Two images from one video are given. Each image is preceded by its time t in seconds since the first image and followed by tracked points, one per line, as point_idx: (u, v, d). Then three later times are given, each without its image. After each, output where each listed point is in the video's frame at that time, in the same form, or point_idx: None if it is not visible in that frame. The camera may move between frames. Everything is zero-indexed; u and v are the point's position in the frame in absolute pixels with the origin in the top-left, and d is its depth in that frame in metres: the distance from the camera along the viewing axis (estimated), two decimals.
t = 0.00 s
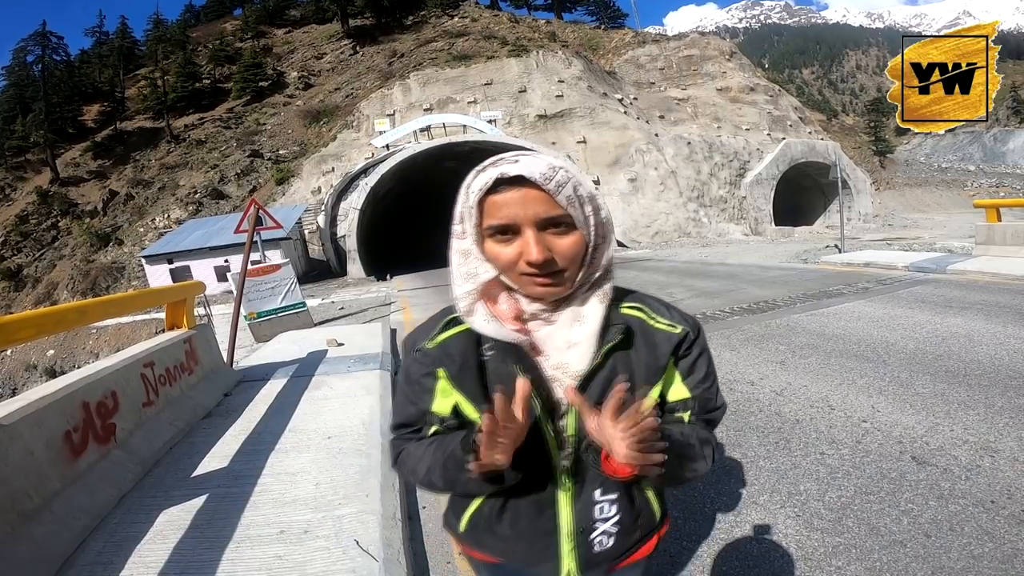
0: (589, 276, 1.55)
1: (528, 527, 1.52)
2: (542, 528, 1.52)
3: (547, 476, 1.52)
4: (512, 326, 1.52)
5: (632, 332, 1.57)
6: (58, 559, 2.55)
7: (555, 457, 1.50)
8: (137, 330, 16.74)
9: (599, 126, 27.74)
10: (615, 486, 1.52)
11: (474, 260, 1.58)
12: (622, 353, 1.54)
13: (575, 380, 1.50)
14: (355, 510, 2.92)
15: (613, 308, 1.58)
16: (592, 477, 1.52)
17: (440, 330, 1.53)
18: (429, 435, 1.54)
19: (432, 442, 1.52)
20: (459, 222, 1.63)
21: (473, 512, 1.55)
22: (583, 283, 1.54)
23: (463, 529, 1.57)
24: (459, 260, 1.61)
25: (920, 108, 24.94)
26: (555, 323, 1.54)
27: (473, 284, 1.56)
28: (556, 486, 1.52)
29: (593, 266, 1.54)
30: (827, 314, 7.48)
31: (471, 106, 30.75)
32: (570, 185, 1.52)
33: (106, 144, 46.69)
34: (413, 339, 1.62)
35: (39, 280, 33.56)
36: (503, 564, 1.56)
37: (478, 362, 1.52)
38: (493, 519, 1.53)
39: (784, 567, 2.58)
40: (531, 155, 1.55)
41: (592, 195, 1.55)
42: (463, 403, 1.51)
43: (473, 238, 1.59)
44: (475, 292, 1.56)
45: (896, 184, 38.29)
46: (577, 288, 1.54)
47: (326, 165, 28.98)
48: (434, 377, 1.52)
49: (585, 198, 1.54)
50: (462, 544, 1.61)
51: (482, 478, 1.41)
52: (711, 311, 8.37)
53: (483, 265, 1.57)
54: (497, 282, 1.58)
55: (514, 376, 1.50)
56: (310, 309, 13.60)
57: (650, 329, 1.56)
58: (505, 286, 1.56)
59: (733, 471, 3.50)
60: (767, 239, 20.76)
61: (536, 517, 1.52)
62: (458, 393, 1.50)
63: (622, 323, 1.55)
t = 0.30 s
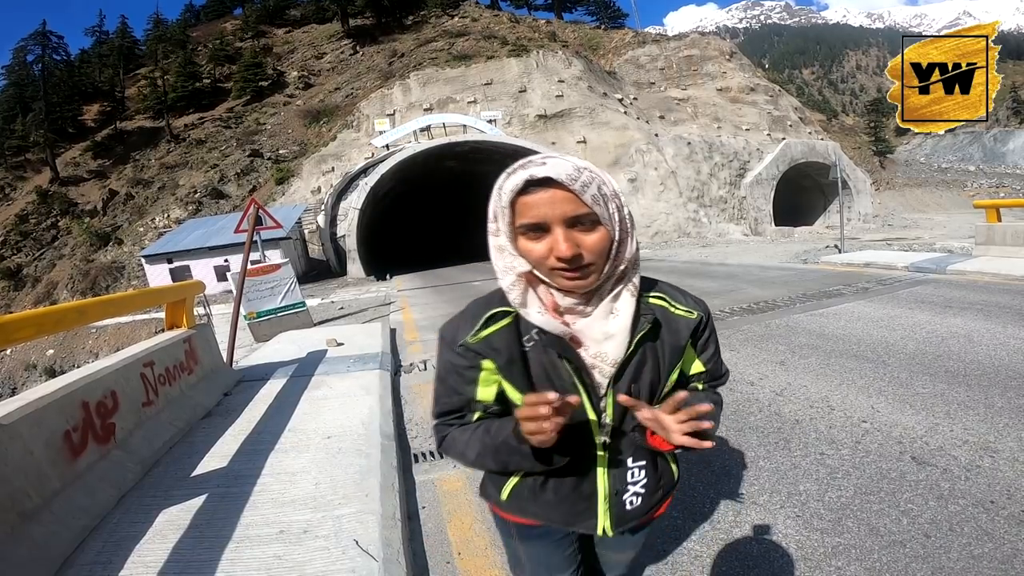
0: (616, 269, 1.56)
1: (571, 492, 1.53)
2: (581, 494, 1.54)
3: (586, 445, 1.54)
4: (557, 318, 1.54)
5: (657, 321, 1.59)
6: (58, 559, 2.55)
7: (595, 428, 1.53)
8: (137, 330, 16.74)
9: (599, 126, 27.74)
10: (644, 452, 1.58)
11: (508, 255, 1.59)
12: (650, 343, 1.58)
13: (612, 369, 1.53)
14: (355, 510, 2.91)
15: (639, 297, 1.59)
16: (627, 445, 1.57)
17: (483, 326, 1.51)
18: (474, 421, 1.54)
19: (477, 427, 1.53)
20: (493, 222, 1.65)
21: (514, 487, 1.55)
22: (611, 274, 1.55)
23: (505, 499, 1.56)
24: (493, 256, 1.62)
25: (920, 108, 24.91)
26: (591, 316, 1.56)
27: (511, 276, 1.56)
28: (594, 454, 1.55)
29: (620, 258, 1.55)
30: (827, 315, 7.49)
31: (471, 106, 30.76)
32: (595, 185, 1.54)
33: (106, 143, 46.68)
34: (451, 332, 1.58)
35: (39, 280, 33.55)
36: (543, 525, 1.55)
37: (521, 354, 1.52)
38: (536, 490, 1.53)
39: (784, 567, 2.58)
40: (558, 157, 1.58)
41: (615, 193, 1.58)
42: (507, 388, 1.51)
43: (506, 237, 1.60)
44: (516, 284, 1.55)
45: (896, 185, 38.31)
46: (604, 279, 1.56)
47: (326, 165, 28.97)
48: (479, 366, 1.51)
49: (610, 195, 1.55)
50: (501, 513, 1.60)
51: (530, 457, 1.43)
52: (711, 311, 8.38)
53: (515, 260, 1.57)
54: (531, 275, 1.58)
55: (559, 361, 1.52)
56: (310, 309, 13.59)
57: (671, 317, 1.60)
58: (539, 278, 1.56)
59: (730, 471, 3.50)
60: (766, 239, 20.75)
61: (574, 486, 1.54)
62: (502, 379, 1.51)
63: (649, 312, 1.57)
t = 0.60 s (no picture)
0: (628, 270, 1.57)
1: (579, 473, 1.57)
2: (588, 474, 1.57)
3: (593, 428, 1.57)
4: (571, 318, 1.55)
5: (661, 320, 1.62)
6: (58, 559, 2.55)
7: (602, 415, 1.56)
8: (136, 330, 16.74)
9: (599, 126, 27.75)
10: (646, 438, 1.62)
11: (530, 260, 1.57)
12: (654, 340, 1.61)
13: (617, 366, 1.55)
14: (355, 510, 2.92)
15: (646, 297, 1.61)
16: (632, 430, 1.60)
17: (502, 323, 1.54)
18: (488, 407, 1.60)
19: (491, 414, 1.58)
20: (515, 228, 1.62)
21: (525, 469, 1.60)
22: (624, 279, 1.57)
23: (518, 477, 1.61)
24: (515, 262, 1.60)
25: (920, 108, 24.90)
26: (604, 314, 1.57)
27: (533, 282, 1.56)
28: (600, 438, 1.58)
29: (632, 261, 1.56)
30: (827, 315, 7.50)
31: (471, 106, 30.77)
32: (614, 198, 1.53)
33: (106, 143, 46.67)
34: (471, 326, 1.62)
35: (38, 280, 33.54)
36: (550, 502, 1.59)
37: (535, 348, 1.54)
38: (547, 470, 1.57)
39: (783, 567, 2.58)
40: (579, 169, 1.56)
41: (631, 203, 1.57)
42: (522, 378, 1.55)
43: (528, 244, 1.59)
44: (537, 288, 1.55)
45: (896, 185, 38.34)
46: (618, 281, 1.57)
47: (326, 165, 28.95)
48: (496, 358, 1.55)
49: (626, 207, 1.55)
50: (512, 491, 1.65)
51: (540, 444, 1.48)
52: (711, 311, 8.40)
53: (537, 265, 1.55)
54: (550, 279, 1.58)
55: (571, 355, 1.54)
56: (310, 309, 13.58)
57: (674, 316, 1.62)
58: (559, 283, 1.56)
59: (729, 471, 3.50)
60: (766, 240, 20.79)
61: (582, 469, 1.57)
62: (518, 369, 1.55)
63: (655, 311, 1.59)
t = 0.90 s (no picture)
0: (629, 274, 1.59)
1: (580, 467, 1.57)
2: (588, 467, 1.58)
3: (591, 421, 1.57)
4: (568, 319, 1.55)
5: (656, 319, 1.63)
6: (57, 559, 2.55)
7: (601, 410, 1.56)
8: (136, 330, 16.75)
9: (599, 126, 27.75)
10: (643, 431, 1.62)
11: (532, 265, 1.57)
12: (649, 337, 1.61)
13: (615, 359, 1.56)
14: (355, 510, 2.91)
15: (643, 298, 1.62)
16: (629, 426, 1.60)
17: (501, 322, 1.54)
18: (489, 404, 1.61)
19: (492, 411, 1.59)
20: (520, 231, 1.62)
21: (526, 463, 1.60)
22: (625, 281, 1.58)
23: (519, 471, 1.62)
24: (518, 266, 1.59)
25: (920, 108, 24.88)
26: (601, 315, 1.58)
27: (533, 287, 1.54)
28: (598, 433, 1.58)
29: (632, 266, 1.58)
30: (827, 315, 7.51)
31: (471, 107, 30.78)
32: (620, 207, 1.54)
33: (106, 143, 46.66)
34: (470, 326, 1.62)
35: (38, 280, 33.53)
36: (549, 495, 1.59)
37: (535, 347, 1.54)
38: (549, 464, 1.57)
39: (783, 568, 2.58)
40: (583, 177, 1.56)
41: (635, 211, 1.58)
42: (521, 374, 1.55)
43: (532, 249, 1.58)
44: (536, 292, 1.54)
45: (895, 185, 38.34)
46: (619, 284, 1.58)
47: (326, 165, 28.96)
48: (498, 357, 1.55)
49: (630, 216, 1.55)
50: (513, 485, 1.65)
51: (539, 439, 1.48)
52: (711, 311, 8.40)
53: (539, 269, 1.55)
54: (550, 284, 1.58)
55: (571, 353, 1.55)
56: (310, 309, 13.59)
57: (667, 314, 1.63)
58: (560, 289, 1.57)
59: (728, 471, 3.50)
60: (766, 240, 20.81)
61: (582, 461, 1.57)
62: (518, 368, 1.55)
63: (651, 308, 1.60)
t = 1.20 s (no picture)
0: (621, 279, 1.56)
1: (565, 481, 1.56)
2: (574, 483, 1.57)
3: (577, 432, 1.57)
4: (553, 323, 1.53)
5: (650, 324, 1.61)
6: (56, 559, 2.55)
7: (588, 421, 1.56)
8: (136, 330, 16.74)
9: (599, 127, 27.75)
10: (636, 444, 1.61)
11: (516, 269, 1.52)
12: (642, 343, 1.60)
13: (604, 365, 1.54)
14: (354, 510, 2.92)
15: (636, 303, 1.60)
16: (617, 437, 1.59)
17: (484, 323, 1.52)
18: (469, 408, 1.57)
19: (470, 414, 1.56)
20: (503, 233, 1.56)
21: (511, 473, 1.58)
22: (615, 287, 1.56)
23: (500, 483, 1.59)
24: (500, 271, 1.55)
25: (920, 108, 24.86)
26: (588, 321, 1.56)
27: (515, 292, 1.51)
28: (586, 446, 1.58)
29: (624, 271, 1.55)
30: (827, 315, 7.52)
31: (471, 107, 30.79)
32: (611, 212, 1.51)
33: (106, 143, 46.64)
34: (455, 328, 1.59)
35: (38, 280, 33.52)
36: (532, 510, 1.58)
37: (519, 352, 1.52)
38: (534, 476, 1.57)
39: (783, 568, 2.58)
40: (572, 178, 1.51)
41: (627, 215, 1.55)
42: (503, 379, 1.52)
43: (515, 254, 1.54)
44: (516, 299, 1.51)
45: (895, 186, 38.35)
46: (609, 290, 1.55)
47: (326, 165, 28.97)
48: (478, 361, 1.53)
49: (620, 220, 1.53)
50: (494, 496, 1.63)
51: (510, 445, 1.46)
52: (711, 312, 8.40)
53: (523, 274, 1.52)
54: (534, 291, 1.54)
55: (556, 360, 1.53)
56: (309, 309, 13.60)
57: (663, 319, 1.62)
58: (544, 295, 1.54)
59: (728, 471, 3.51)
60: (766, 240, 20.81)
61: (571, 475, 1.57)
62: (500, 373, 1.52)
63: (643, 313, 1.58)
